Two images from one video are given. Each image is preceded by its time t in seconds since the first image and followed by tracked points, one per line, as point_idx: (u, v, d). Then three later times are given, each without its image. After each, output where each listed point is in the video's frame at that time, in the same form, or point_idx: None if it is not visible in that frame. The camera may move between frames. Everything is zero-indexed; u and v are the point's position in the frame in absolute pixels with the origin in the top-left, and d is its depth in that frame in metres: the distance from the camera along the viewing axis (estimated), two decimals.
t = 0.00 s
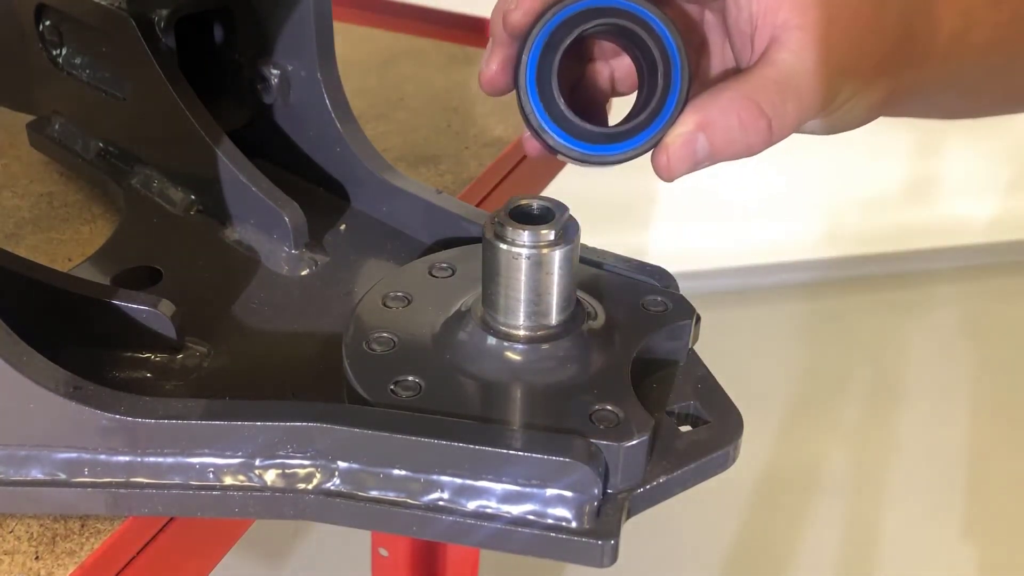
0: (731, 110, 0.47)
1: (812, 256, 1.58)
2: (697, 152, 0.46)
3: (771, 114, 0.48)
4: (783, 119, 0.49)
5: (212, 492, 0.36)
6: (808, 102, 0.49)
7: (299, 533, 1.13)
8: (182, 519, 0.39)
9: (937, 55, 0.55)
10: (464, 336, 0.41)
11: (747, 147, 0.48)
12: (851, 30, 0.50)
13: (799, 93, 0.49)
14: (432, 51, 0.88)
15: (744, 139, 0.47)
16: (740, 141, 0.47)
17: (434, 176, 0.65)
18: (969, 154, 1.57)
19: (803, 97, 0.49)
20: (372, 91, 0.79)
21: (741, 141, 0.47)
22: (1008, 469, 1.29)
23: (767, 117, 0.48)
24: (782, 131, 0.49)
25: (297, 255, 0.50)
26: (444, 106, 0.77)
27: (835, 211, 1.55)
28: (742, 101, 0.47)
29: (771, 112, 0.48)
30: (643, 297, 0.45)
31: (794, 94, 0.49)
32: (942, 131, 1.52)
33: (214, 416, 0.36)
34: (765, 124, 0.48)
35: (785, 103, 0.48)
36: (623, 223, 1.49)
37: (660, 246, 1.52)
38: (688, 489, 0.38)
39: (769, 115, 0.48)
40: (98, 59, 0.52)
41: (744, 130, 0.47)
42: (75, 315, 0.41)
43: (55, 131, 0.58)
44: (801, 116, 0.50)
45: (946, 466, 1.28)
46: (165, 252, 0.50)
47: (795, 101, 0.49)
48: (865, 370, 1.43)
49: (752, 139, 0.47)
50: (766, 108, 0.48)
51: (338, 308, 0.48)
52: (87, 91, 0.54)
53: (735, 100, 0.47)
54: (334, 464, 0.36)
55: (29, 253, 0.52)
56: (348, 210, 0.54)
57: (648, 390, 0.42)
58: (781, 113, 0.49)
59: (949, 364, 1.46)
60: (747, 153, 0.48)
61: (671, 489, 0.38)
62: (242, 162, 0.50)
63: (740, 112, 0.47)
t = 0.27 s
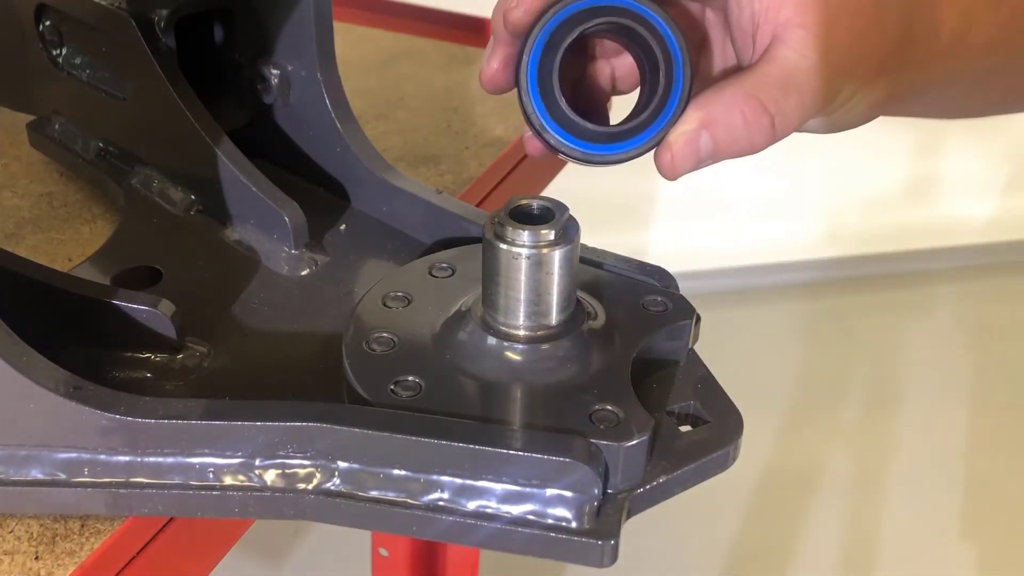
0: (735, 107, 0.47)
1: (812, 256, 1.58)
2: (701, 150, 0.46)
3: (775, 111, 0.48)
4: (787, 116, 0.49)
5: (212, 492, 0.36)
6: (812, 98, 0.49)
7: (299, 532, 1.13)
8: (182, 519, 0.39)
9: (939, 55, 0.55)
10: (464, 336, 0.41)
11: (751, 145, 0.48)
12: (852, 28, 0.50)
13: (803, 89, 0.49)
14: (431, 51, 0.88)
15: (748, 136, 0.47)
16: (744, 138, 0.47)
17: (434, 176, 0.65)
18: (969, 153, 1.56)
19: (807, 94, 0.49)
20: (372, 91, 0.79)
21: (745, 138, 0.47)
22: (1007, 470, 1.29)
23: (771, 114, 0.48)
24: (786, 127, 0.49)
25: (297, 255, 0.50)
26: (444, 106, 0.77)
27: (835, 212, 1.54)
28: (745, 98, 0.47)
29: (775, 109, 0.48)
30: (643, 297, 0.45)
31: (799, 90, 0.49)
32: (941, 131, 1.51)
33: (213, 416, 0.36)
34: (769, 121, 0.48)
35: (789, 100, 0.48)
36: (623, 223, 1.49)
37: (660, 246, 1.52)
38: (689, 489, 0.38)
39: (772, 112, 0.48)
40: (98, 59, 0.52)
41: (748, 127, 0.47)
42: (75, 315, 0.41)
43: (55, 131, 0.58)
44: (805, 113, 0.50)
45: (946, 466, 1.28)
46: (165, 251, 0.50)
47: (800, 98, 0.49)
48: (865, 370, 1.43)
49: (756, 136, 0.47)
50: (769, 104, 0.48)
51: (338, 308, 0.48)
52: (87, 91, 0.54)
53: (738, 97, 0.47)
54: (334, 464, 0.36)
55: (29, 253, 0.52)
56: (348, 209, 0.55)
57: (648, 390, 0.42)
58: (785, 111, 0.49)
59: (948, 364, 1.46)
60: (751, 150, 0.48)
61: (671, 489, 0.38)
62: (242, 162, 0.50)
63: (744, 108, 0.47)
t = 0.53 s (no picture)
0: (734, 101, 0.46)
1: (812, 256, 1.58)
2: (700, 144, 0.46)
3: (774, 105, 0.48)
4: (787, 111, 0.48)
5: (212, 492, 0.36)
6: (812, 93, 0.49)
7: (299, 532, 1.13)
8: (182, 519, 0.39)
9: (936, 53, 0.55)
10: (464, 337, 0.41)
11: (751, 138, 0.48)
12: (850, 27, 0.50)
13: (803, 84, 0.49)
14: (431, 51, 0.88)
15: (747, 130, 0.47)
16: (744, 131, 0.47)
17: (434, 176, 0.65)
18: (968, 153, 1.56)
19: (807, 89, 0.49)
20: (372, 91, 0.79)
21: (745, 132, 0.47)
22: (1006, 470, 1.29)
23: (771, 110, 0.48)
24: (787, 122, 0.49)
25: (298, 256, 0.50)
26: (444, 106, 0.77)
27: (835, 212, 1.54)
28: (744, 91, 0.47)
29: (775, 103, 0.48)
30: (643, 297, 0.45)
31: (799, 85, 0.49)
32: (941, 131, 1.51)
33: (213, 416, 0.36)
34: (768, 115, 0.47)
35: (789, 95, 0.48)
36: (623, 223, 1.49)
37: (660, 246, 1.52)
38: (688, 489, 0.38)
39: (772, 106, 0.48)
40: (98, 59, 0.52)
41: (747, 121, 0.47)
42: (75, 315, 0.41)
43: (55, 131, 0.58)
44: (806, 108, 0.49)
45: (945, 466, 1.28)
46: (165, 252, 0.50)
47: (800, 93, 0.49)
48: (864, 370, 1.43)
49: (755, 130, 0.47)
50: (770, 98, 0.47)
51: (339, 308, 0.48)
52: (87, 91, 0.54)
53: (737, 90, 0.47)
54: (334, 465, 0.36)
55: (29, 253, 0.52)
56: (348, 209, 0.55)
57: (648, 390, 0.42)
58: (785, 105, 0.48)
59: (948, 364, 1.46)
60: (751, 145, 0.48)
61: (671, 489, 0.38)
62: (242, 161, 0.50)
63: (744, 102, 0.47)
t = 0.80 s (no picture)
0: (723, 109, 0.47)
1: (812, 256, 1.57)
2: (691, 152, 0.47)
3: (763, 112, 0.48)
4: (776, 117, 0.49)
5: (212, 492, 0.36)
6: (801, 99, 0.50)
7: (299, 532, 1.13)
8: (182, 519, 0.39)
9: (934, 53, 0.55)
10: (464, 336, 0.41)
11: (741, 145, 0.49)
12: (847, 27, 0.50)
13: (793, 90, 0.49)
14: (431, 51, 0.88)
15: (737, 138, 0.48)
16: (733, 139, 0.48)
17: (434, 176, 0.65)
18: (969, 153, 1.56)
19: (796, 95, 0.49)
20: (372, 91, 0.79)
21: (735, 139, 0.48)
22: (1006, 470, 1.29)
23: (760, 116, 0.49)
24: (777, 128, 0.50)
25: (297, 256, 0.50)
26: (444, 106, 0.77)
27: (835, 212, 1.54)
28: (733, 99, 0.47)
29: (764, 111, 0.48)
30: (643, 297, 0.45)
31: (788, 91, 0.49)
32: (941, 131, 1.51)
33: (213, 416, 0.36)
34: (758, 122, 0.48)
35: (778, 101, 0.49)
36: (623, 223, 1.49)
37: (660, 245, 1.52)
38: (689, 489, 0.38)
39: (761, 113, 0.48)
40: (98, 59, 0.52)
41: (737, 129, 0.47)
42: (75, 315, 0.41)
43: (55, 131, 0.58)
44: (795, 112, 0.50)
45: (945, 466, 1.28)
46: (165, 252, 0.50)
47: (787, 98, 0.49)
48: (864, 370, 1.43)
49: (745, 137, 0.48)
50: (758, 105, 0.48)
51: (339, 308, 0.48)
52: (87, 91, 0.54)
53: (726, 99, 0.47)
54: (334, 464, 0.36)
55: (29, 253, 0.52)
56: (348, 209, 0.55)
57: (648, 390, 0.42)
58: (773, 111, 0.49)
59: (948, 364, 1.46)
60: (741, 151, 0.49)
61: (671, 489, 0.38)
62: (242, 162, 0.50)
63: (733, 111, 0.47)
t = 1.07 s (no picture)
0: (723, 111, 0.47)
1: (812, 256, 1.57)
2: (692, 156, 0.47)
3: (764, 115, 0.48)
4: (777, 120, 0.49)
5: (212, 492, 0.36)
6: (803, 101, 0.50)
7: (299, 532, 1.13)
8: (182, 519, 0.39)
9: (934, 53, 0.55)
10: (464, 336, 0.41)
11: (742, 147, 0.48)
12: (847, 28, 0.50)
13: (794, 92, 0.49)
14: (431, 51, 0.88)
15: (738, 140, 0.48)
16: (735, 141, 0.48)
17: (434, 176, 0.65)
18: (969, 153, 1.56)
19: (798, 96, 0.49)
20: (371, 91, 0.79)
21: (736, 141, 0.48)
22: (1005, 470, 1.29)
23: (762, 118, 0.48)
24: (778, 130, 0.50)
25: (297, 255, 0.50)
26: (444, 106, 0.77)
27: (835, 212, 1.54)
28: (733, 102, 0.47)
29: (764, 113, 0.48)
30: (643, 297, 0.45)
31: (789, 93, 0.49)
32: (941, 131, 1.51)
33: (213, 416, 0.36)
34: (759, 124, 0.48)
35: (779, 103, 0.49)
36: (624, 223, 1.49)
37: (660, 245, 1.52)
38: (689, 489, 0.38)
39: (761, 116, 0.48)
40: (98, 59, 0.52)
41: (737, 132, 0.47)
42: (75, 315, 0.41)
43: (55, 131, 0.58)
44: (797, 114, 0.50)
45: (945, 466, 1.28)
46: (165, 252, 0.50)
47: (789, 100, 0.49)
48: (864, 370, 1.43)
49: (746, 140, 0.48)
50: (758, 108, 0.48)
51: (339, 308, 0.48)
52: (87, 90, 0.54)
53: (726, 102, 0.47)
54: (334, 464, 0.36)
55: (29, 253, 0.52)
56: (348, 209, 0.55)
57: (648, 390, 0.42)
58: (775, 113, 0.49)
59: (947, 364, 1.46)
60: (743, 153, 0.49)
61: (670, 489, 0.38)
62: (242, 161, 0.50)
63: (733, 114, 0.47)
